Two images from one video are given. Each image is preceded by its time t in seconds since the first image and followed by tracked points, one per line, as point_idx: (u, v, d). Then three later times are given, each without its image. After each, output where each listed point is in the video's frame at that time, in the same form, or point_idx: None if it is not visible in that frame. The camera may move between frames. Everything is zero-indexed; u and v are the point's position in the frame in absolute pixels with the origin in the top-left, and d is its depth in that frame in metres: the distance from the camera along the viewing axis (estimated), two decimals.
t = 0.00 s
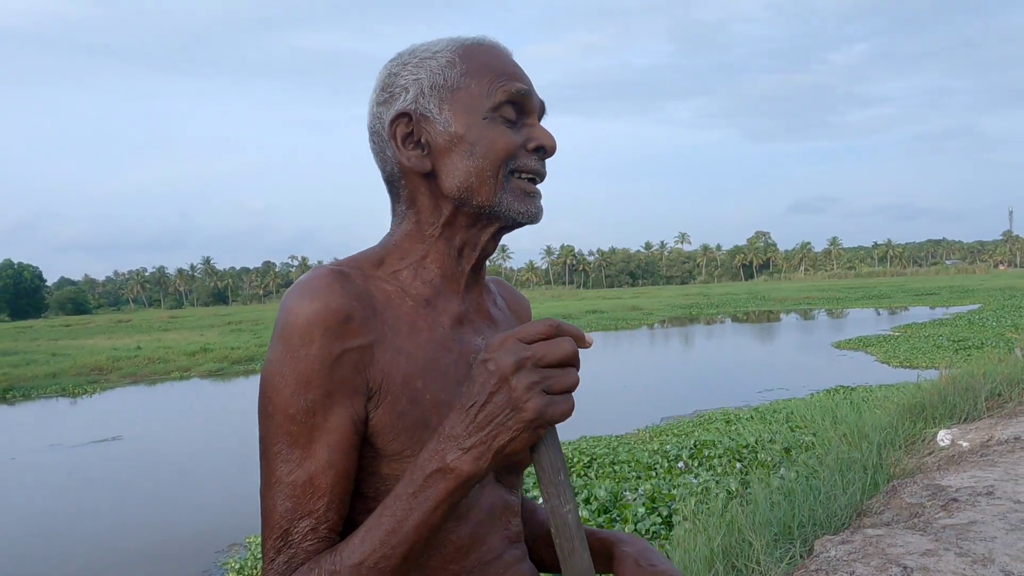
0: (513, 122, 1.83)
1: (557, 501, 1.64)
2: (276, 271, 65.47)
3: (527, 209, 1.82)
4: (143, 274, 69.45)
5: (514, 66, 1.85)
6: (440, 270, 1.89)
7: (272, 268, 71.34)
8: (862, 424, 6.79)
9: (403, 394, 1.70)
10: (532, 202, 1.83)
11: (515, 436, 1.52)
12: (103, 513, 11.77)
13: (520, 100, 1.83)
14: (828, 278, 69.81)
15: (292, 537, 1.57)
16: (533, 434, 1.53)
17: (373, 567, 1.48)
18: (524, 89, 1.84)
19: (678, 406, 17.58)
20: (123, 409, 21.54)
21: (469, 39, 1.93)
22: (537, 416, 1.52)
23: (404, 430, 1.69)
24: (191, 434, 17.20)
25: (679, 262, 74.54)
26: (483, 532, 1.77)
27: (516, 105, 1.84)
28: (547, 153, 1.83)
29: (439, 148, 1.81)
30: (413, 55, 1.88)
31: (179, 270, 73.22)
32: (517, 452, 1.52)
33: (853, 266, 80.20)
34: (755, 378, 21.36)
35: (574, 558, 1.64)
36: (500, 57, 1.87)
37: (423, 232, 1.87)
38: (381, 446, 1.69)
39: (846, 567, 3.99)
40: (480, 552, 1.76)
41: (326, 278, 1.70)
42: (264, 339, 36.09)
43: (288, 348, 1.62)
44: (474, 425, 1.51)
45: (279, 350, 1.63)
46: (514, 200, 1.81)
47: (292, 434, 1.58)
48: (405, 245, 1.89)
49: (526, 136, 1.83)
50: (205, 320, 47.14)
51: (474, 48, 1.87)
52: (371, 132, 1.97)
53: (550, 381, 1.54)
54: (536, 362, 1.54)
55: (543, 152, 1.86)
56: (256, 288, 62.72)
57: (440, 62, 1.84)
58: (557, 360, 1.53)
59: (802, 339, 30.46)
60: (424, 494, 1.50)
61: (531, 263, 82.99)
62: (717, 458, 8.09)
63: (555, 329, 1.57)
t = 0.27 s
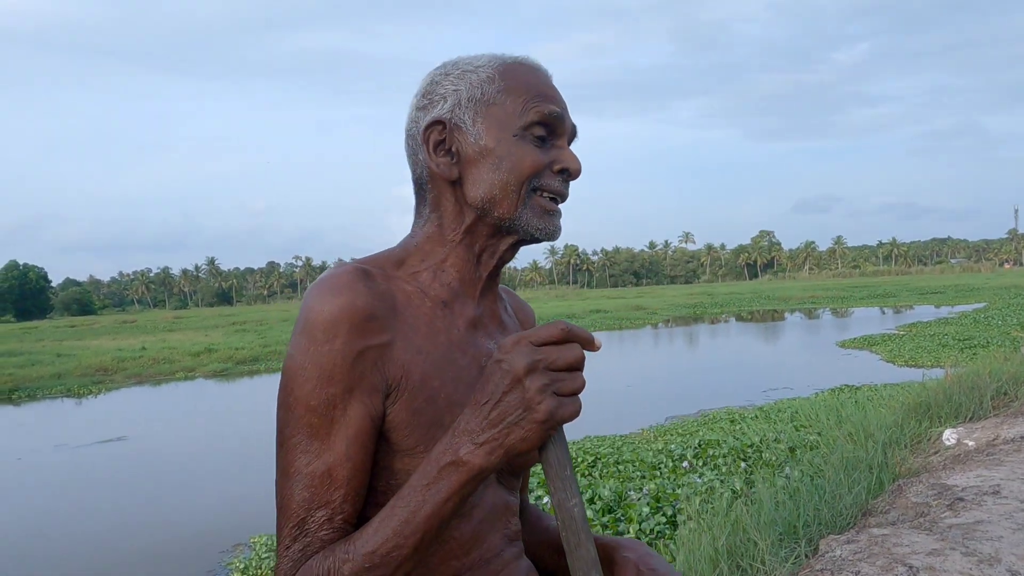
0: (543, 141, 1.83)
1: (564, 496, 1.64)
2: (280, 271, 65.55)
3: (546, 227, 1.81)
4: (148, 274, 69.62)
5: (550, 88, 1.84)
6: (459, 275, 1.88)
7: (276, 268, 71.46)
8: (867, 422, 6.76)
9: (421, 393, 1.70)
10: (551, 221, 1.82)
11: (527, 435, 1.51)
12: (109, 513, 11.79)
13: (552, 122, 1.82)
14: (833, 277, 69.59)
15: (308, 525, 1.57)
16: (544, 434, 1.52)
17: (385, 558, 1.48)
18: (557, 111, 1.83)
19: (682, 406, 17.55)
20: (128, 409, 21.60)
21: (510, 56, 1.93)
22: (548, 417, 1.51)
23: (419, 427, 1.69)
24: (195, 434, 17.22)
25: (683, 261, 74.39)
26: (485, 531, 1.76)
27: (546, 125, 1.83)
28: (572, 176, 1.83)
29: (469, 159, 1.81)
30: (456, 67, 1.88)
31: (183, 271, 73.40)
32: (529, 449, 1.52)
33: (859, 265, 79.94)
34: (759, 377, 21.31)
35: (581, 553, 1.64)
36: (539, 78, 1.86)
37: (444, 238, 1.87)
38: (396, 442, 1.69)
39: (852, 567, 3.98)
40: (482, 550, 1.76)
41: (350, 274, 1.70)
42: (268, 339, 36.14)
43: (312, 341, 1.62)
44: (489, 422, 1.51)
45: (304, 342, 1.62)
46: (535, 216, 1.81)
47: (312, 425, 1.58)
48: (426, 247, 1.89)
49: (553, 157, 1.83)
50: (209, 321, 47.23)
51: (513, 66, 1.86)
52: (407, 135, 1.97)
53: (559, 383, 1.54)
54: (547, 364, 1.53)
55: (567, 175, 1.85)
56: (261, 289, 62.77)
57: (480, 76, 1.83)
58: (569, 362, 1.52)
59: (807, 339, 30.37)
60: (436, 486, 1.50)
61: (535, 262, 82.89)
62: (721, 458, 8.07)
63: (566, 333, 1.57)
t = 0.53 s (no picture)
0: (545, 146, 1.83)
1: (594, 489, 1.64)
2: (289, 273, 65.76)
3: (549, 231, 1.83)
4: (159, 276, 70.04)
5: (553, 95, 1.84)
6: (467, 274, 1.88)
7: (286, 269, 71.73)
8: (878, 423, 6.72)
9: (438, 391, 1.70)
10: (554, 224, 1.83)
11: (561, 428, 1.51)
12: (122, 512, 11.87)
13: (555, 128, 1.83)
14: (843, 277, 69.19)
15: (336, 524, 1.55)
16: (577, 429, 1.52)
17: (418, 554, 1.48)
18: (558, 117, 1.83)
19: (692, 406, 17.49)
20: (139, 410, 21.73)
21: (513, 60, 1.92)
22: (581, 411, 1.52)
23: (439, 426, 1.69)
24: (205, 434, 17.30)
25: (692, 261, 74.17)
26: (503, 522, 1.78)
27: (549, 133, 1.83)
28: (574, 181, 1.84)
29: (474, 165, 1.81)
30: (460, 71, 1.87)
31: (193, 272, 73.81)
32: (562, 444, 1.52)
33: (869, 265, 79.49)
34: (769, 377, 21.22)
35: (612, 543, 1.64)
36: (541, 85, 1.87)
37: (451, 240, 1.87)
38: (416, 439, 1.68)
39: (863, 568, 3.95)
40: (501, 541, 1.76)
41: (367, 275, 1.69)
42: (278, 340, 36.28)
43: (332, 343, 1.60)
44: (524, 419, 1.50)
45: (324, 343, 1.60)
46: (538, 220, 1.82)
47: (336, 425, 1.57)
48: (432, 249, 1.88)
49: (555, 162, 1.83)
50: (219, 322, 47.49)
51: (516, 72, 1.86)
52: (411, 137, 1.95)
53: (591, 377, 1.55)
54: (579, 360, 1.54)
55: (569, 180, 1.86)
56: (270, 290, 63.01)
57: (485, 82, 1.83)
58: (599, 357, 1.53)
59: (817, 339, 30.21)
60: (470, 483, 1.49)
61: (544, 263, 82.87)
62: (731, 458, 8.05)
63: (595, 329, 1.58)
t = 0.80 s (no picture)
0: (536, 151, 1.83)
1: (598, 493, 1.63)
2: (301, 272, 65.98)
3: (540, 234, 1.83)
4: (171, 276, 70.49)
5: (543, 101, 1.85)
6: (461, 279, 1.88)
7: (297, 269, 71.97)
8: (890, 425, 6.67)
9: (437, 395, 1.70)
10: (544, 227, 1.83)
11: (564, 434, 1.50)
12: (134, 512, 11.95)
13: (546, 134, 1.83)
14: (856, 278, 68.74)
15: (338, 531, 1.54)
16: (582, 433, 1.52)
17: (422, 561, 1.47)
18: (549, 123, 1.84)
19: (702, 408, 17.42)
20: (151, 409, 21.88)
21: (503, 66, 1.93)
22: (586, 414, 1.51)
23: (439, 429, 1.69)
24: (216, 434, 17.39)
25: (703, 262, 73.89)
26: (503, 524, 1.78)
27: (539, 138, 1.84)
28: (564, 186, 1.84)
29: (466, 170, 1.81)
30: (452, 77, 1.87)
31: (206, 272, 74.22)
32: (566, 449, 1.52)
33: (882, 266, 78.94)
34: (780, 379, 21.10)
35: (614, 548, 1.63)
36: (532, 90, 1.87)
37: (444, 244, 1.87)
38: (418, 445, 1.68)
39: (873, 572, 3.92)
40: (504, 543, 1.76)
41: (365, 281, 1.69)
42: (289, 340, 36.41)
43: (332, 348, 1.59)
44: (527, 424, 1.50)
45: (324, 348, 1.60)
46: (529, 224, 1.82)
47: (337, 431, 1.56)
48: (426, 252, 1.88)
49: (546, 167, 1.84)
50: (230, 322, 47.73)
51: (506, 78, 1.86)
52: (403, 142, 1.95)
53: (597, 382, 1.54)
54: (583, 363, 1.54)
55: (560, 185, 1.86)
56: (281, 290, 63.25)
57: (477, 88, 1.83)
58: (603, 360, 1.53)
59: (829, 341, 30.02)
60: (475, 490, 1.48)
61: (554, 264, 82.83)
62: (740, 461, 8.01)
63: (597, 333, 1.59)
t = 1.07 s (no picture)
0: (544, 153, 1.85)
1: (620, 502, 1.63)
2: (312, 272, 66.19)
3: (551, 236, 1.85)
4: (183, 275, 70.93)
5: (550, 102, 1.86)
6: (471, 283, 1.89)
7: (308, 269, 72.25)
8: (903, 429, 6.65)
9: (454, 402, 1.70)
10: (554, 229, 1.85)
11: (589, 440, 1.51)
12: (145, 510, 12.03)
13: (554, 135, 1.85)
14: (868, 280, 68.30)
15: (357, 543, 1.54)
16: (606, 440, 1.52)
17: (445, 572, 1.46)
18: (557, 125, 1.85)
19: (713, 410, 17.36)
20: (164, 408, 22.03)
21: (508, 66, 1.94)
22: (611, 420, 1.51)
23: (456, 436, 1.68)
24: (227, 433, 17.48)
25: (714, 263, 73.61)
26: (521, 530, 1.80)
27: (548, 139, 1.85)
28: (573, 188, 1.86)
29: (475, 171, 1.82)
30: (457, 79, 1.88)
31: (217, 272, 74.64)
32: (590, 455, 1.52)
33: (895, 268, 78.39)
34: (792, 381, 21.00)
35: (636, 558, 1.63)
36: (538, 91, 1.88)
37: (454, 248, 1.87)
38: (435, 453, 1.68)
39: None
40: (522, 549, 1.77)
41: (379, 287, 1.68)
42: (300, 340, 36.55)
43: (349, 357, 1.58)
44: (551, 431, 1.49)
45: (342, 358, 1.58)
46: (539, 224, 1.84)
47: (354, 442, 1.55)
48: (435, 257, 1.88)
49: (555, 169, 1.85)
50: (241, 321, 47.97)
51: (513, 78, 1.87)
52: (407, 146, 1.95)
53: (620, 388, 1.54)
54: (608, 369, 1.54)
55: (568, 187, 1.88)
56: (292, 290, 63.50)
57: (484, 90, 1.84)
58: (628, 366, 1.53)
59: (841, 343, 29.84)
60: (495, 499, 1.48)
61: (564, 264, 82.72)
62: (751, 464, 7.97)
63: (623, 338, 1.58)
